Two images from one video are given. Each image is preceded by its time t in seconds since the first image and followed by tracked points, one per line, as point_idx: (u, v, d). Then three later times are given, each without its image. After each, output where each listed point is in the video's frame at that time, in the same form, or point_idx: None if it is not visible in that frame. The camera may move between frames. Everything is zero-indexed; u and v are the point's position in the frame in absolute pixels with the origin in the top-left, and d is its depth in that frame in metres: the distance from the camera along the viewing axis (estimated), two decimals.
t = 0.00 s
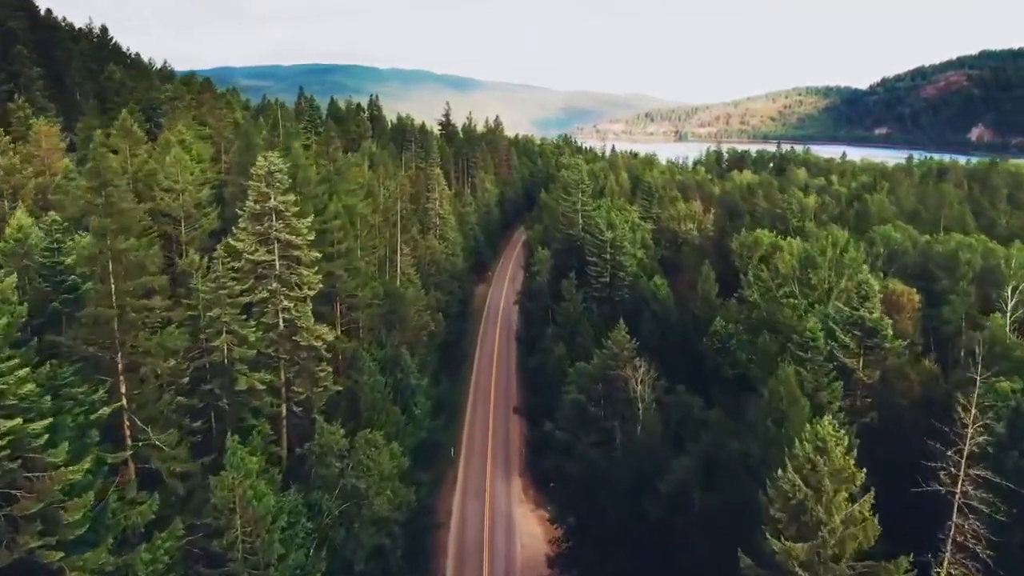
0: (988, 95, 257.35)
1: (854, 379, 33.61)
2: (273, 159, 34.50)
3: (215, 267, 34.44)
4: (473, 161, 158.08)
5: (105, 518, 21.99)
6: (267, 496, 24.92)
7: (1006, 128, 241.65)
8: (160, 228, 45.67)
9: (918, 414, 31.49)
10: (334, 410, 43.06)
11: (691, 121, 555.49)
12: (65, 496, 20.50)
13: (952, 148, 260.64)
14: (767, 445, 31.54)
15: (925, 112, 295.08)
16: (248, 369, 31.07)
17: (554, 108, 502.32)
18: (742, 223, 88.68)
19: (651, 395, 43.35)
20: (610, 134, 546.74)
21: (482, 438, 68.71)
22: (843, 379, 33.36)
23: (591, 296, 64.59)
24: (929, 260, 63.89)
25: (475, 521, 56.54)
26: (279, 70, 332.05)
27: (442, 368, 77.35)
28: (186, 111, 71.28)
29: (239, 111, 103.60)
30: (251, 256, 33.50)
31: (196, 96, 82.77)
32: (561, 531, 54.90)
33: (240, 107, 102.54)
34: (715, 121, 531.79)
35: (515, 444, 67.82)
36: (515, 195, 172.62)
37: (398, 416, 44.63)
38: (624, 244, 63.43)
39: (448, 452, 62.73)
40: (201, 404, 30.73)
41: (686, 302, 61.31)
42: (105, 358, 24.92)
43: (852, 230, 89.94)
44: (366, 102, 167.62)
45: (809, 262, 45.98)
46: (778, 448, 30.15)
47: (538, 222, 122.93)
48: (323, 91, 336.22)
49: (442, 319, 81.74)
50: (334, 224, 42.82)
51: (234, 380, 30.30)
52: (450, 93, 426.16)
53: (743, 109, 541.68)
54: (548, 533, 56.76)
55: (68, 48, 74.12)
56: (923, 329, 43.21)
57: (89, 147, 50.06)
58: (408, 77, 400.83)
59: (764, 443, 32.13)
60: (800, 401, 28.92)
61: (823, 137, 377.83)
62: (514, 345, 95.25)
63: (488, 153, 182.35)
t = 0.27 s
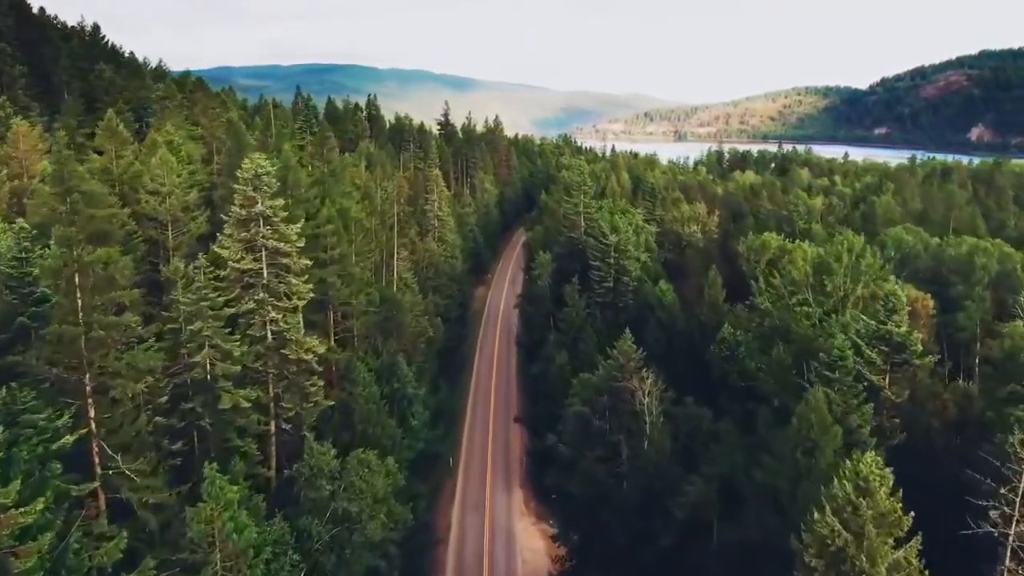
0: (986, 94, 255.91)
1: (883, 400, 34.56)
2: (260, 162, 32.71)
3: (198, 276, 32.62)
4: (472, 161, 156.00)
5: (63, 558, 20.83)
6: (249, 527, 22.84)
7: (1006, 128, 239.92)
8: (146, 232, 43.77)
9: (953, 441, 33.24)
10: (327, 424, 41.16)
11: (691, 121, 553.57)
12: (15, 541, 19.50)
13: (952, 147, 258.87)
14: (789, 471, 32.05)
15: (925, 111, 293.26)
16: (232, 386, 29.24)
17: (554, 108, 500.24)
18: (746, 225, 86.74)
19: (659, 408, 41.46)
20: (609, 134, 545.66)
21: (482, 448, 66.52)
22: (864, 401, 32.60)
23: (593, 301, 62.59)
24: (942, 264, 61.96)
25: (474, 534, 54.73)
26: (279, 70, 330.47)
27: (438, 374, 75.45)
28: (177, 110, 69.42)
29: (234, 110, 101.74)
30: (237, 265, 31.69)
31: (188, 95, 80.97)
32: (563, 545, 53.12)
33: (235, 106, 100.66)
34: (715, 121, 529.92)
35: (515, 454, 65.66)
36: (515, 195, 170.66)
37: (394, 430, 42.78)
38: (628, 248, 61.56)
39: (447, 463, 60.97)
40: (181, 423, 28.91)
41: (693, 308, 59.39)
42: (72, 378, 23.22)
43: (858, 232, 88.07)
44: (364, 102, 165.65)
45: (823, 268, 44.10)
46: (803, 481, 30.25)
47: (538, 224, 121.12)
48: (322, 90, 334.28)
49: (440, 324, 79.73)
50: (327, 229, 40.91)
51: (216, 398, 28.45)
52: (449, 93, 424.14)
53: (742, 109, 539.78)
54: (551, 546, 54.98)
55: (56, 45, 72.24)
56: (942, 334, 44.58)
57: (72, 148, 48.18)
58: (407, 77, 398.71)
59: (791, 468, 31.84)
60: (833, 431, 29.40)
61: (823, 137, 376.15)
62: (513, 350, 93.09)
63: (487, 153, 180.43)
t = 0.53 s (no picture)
0: (987, 94, 253.79)
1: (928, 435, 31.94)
2: (239, 165, 29.96)
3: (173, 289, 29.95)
4: (471, 162, 153.26)
5: None
6: None
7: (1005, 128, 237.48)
8: (123, 239, 41.10)
9: (1010, 480, 30.14)
10: (316, 446, 38.40)
11: (690, 120, 551.31)
12: None
13: (952, 147, 256.67)
14: (829, 522, 29.46)
15: (923, 110, 290.88)
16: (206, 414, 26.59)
17: (552, 107, 497.73)
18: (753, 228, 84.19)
19: (671, 428, 38.79)
20: (608, 133, 543.22)
21: (481, 463, 63.67)
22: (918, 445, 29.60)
23: (598, 309, 59.90)
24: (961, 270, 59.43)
25: (474, 554, 52.05)
26: (276, 70, 327.66)
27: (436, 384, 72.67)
28: (164, 109, 66.73)
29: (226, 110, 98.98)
30: (214, 278, 29.03)
31: (177, 93, 78.26)
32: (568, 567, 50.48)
33: (227, 106, 97.95)
34: (714, 120, 527.76)
35: (516, 470, 62.81)
36: (513, 196, 168.12)
37: (388, 451, 40.11)
38: (634, 254, 58.90)
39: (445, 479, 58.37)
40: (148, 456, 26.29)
41: (702, 318, 56.70)
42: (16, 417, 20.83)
43: (867, 236, 85.42)
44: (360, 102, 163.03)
45: (846, 278, 41.42)
46: (859, 544, 27.46)
47: (538, 226, 118.38)
48: (320, 90, 331.51)
49: (438, 332, 76.98)
50: (316, 237, 38.20)
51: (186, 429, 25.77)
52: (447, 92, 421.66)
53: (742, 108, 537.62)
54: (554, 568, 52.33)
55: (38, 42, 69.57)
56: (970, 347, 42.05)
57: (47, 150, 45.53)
58: (406, 76, 395.89)
59: (840, 531, 28.80)
60: (892, 484, 27.07)
61: (822, 137, 373.83)
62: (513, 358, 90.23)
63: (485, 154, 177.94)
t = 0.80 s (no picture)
0: (987, 93, 251.22)
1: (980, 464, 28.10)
2: (218, 169, 27.66)
3: (148, 302, 27.62)
4: (471, 162, 150.95)
5: None
6: None
7: (1005, 128, 235.81)
8: (101, 247, 38.91)
9: None
10: (305, 467, 36.14)
11: (689, 120, 549.15)
12: None
13: (952, 147, 254.67)
14: (876, 571, 27.16)
15: (922, 110, 288.34)
16: (181, 443, 24.39)
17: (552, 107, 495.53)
18: (761, 231, 81.99)
19: (682, 447, 36.59)
20: (608, 133, 541.22)
21: (480, 475, 61.27)
22: (972, 483, 26.98)
23: (603, 318, 57.52)
24: (980, 277, 57.21)
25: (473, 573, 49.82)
26: (275, 70, 325.40)
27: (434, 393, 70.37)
28: (152, 109, 64.45)
29: (219, 109, 96.62)
30: (191, 291, 26.75)
31: (167, 92, 75.94)
32: None
33: (220, 105, 95.64)
34: (714, 120, 525.80)
35: (516, 482, 60.43)
36: (514, 197, 165.85)
37: (382, 471, 37.88)
38: (640, 259, 56.58)
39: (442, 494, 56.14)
40: (116, 489, 24.09)
41: (711, 326, 54.46)
42: None
43: (877, 239, 83.04)
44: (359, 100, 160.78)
45: (868, 287, 39.16)
46: None
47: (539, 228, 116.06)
48: (318, 90, 329.18)
49: (436, 338, 74.80)
50: (304, 244, 35.90)
51: (158, 459, 23.58)
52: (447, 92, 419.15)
53: (742, 108, 535.60)
54: None
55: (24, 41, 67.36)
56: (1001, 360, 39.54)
57: (24, 152, 43.31)
58: (405, 76, 393.57)
59: None
60: (959, 542, 24.54)
61: (822, 137, 371.48)
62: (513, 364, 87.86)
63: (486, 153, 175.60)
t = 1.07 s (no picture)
0: (987, 93, 248.39)
1: None
2: (198, 173, 25.67)
3: (122, 316, 25.62)
4: (470, 163, 148.90)
5: None
6: None
7: (1005, 128, 233.78)
8: (81, 254, 36.96)
9: None
10: (294, 487, 34.20)
11: (689, 120, 547.17)
12: None
13: (952, 147, 252.61)
14: None
15: (922, 110, 286.28)
16: (154, 470, 22.49)
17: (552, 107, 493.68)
18: (767, 233, 80.05)
19: (692, 465, 34.73)
20: (608, 133, 539.37)
21: (479, 486, 59.30)
22: None
23: (605, 325, 55.43)
24: (997, 282, 55.23)
25: None
26: (273, 70, 323.42)
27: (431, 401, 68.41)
28: (140, 109, 62.50)
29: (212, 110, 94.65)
30: (168, 304, 24.77)
31: (157, 92, 73.96)
32: None
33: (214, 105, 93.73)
34: (714, 120, 523.77)
35: (517, 493, 58.55)
36: (514, 198, 163.93)
37: (376, 491, 35.99)
38: (645, 264, 54.43)
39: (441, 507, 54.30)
40: (83, 522, 22.16)
41: (719, 334, 52.61)
42: None
43: (886, 241, 80.86)
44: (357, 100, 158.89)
45: (889, 297, 37.22)
46: None
47: (539, 230, 113.98)
48: (317, 90, 327.21)
49: (435, 344, 72.86)
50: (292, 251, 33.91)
51: (130, 490, 21.68)
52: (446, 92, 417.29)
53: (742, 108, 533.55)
54: None
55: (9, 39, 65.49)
56: None
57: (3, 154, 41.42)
58: (404, 75, 391.62)
59: None
60: None
61: (822, 137, 369.23)
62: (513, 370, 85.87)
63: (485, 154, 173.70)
